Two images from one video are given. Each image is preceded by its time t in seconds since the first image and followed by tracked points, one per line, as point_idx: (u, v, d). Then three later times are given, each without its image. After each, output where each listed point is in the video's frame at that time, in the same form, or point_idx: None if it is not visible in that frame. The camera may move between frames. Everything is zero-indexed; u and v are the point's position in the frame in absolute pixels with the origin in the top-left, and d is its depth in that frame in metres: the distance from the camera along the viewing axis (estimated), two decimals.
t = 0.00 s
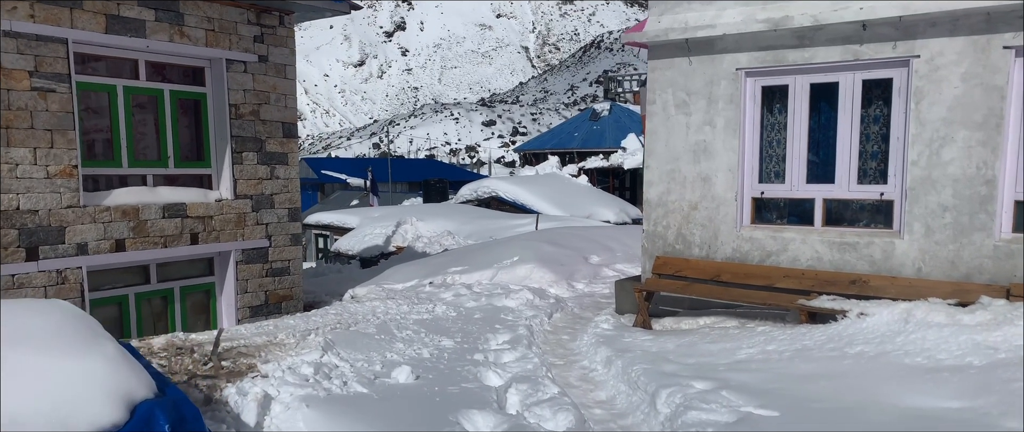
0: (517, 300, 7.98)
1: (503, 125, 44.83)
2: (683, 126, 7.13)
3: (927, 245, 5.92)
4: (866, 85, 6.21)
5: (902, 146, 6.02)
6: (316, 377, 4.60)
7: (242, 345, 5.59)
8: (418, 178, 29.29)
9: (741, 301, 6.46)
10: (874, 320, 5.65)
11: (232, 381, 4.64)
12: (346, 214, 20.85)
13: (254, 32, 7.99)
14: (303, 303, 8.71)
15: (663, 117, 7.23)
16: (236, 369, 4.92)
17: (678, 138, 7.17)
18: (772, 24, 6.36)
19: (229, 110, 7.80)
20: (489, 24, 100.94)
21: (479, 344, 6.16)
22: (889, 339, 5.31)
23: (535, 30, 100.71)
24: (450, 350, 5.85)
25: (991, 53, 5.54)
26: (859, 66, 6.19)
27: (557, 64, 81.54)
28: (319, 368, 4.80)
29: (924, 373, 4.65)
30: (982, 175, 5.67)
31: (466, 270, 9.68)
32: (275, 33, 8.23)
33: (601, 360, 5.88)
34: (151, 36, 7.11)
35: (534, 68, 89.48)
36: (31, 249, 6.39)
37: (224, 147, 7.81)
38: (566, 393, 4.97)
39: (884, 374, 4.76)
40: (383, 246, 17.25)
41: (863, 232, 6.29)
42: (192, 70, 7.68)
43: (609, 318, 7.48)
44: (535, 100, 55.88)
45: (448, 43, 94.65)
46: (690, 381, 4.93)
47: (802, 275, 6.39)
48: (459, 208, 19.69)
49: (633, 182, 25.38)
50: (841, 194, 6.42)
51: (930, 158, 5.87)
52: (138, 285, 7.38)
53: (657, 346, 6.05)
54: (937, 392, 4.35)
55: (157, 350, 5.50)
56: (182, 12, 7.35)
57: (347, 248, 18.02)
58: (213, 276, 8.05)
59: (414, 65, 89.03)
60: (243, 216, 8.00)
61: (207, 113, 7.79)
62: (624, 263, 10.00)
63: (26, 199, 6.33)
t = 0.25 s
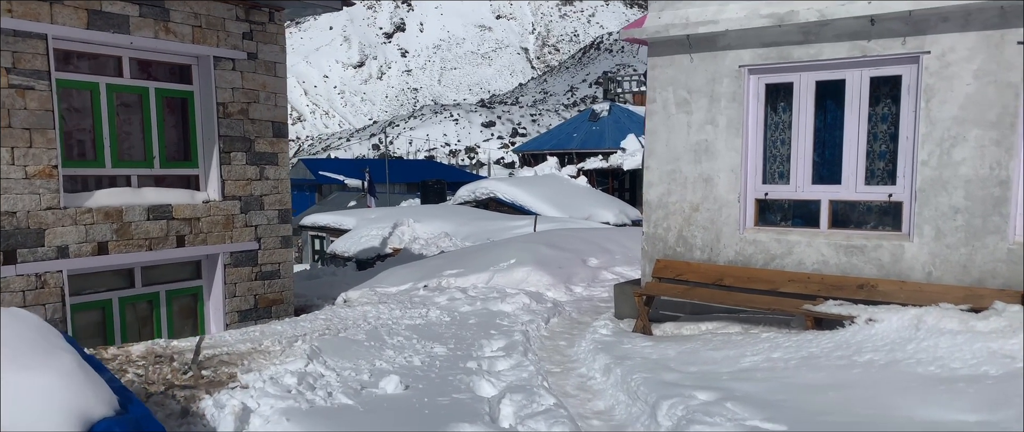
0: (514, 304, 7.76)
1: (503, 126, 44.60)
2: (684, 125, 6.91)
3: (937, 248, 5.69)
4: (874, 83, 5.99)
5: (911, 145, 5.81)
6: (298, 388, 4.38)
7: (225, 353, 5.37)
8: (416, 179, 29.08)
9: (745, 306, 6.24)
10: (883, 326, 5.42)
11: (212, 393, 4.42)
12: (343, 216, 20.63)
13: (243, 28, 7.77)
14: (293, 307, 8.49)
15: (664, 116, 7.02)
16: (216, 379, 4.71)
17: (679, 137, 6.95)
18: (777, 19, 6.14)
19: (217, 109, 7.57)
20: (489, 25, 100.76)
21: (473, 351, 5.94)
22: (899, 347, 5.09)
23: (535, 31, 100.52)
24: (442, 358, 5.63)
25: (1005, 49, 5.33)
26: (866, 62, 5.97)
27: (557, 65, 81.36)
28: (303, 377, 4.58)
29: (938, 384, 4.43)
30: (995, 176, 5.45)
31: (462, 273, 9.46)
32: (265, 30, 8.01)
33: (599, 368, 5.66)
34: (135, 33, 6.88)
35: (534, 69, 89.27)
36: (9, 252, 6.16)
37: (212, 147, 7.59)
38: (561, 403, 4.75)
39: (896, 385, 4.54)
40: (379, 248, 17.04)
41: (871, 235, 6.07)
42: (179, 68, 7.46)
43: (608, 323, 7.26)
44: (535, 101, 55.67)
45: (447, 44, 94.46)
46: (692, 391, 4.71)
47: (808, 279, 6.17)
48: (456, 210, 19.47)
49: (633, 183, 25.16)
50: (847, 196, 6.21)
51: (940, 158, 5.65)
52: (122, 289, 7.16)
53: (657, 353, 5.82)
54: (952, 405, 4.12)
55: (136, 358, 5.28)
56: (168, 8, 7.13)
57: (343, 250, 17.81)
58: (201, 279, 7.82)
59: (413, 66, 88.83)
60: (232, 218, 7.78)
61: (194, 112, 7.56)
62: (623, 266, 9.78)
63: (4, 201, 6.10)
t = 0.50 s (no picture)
0: (510, 310, 7.57)
1: (503, 127, 44.42)
2: (685, 126, 6.73)
3: (947, 254, 5.51)
4: (882, 83, 5.81)
5: (920, 147, 5.63)
6: (283, 401, 4.21)
7: (211, 362, 5.20)
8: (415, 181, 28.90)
9: (748, 313, 6.05)
10: (892, 335, 5.24)
11: (193, 406, 4.24)
12: (340, 218, 20.44)
13: (233, 28, 7.59)
14: (286, 312, 8.30)
15: (664, 117, 6.83)
16: (199, 391, 4.53)
17: (680, 139, 6.76)
18: (781, 17, 5.96)
19: (207, 110, 7.39)
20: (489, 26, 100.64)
21: (468, 360, 5.75)
22: (909, 356, 4.91)
23: (535, 32, 100.38)
24: (435, 367, 5.44)
25: (1017, 47, 5.15)
26: (873, 62, 5.80)
27: (557, 66, 81.20)
28: (289, 390, 4.40)
29: (952, 397, 4.24)
30: (1007, 178, 5.27)
31: (458, 277, 9.27)
32: (256, 29, 7.83)
33: (598, 377, 5.47)
34: (121, 32, 6.70)
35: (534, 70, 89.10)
36: None
37: (201, 149, 7.41)
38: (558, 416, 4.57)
39: (907, 397, 4.35)
40: (376, 251, 16.85)
41: (878, 240, 5.88)
42: (167, 68, 7.28)
43: (607, 330, 7.07)
44: (535, 102, 55.51)
45: (447, 45, 94.33)
46: (695, 403, 4.52)
47: (813, 285, 5.98)
48: (455, 212, 19.28)
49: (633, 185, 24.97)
50: (853, 199, 6.02)
51: (950, 161, 5.47)
52: (108, 295, 6.97)
53: (658, 362, 5.63)
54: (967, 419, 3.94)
55: (117, 369, 5.09)
56: (156, 6, 6.95)
57: (340, 252, 17.63)
58: (190, 284, 7.64)
59: (413, 67, 88.69)
60: (222, 222, 7.59)
61: (182, 113, 7.38)
62: (623, 270, 9.59)
63: None
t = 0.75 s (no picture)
0: (505, 315, 7.37)
1: (502, 128, 44.21)
2: (684, 126, 6.53)
3: (955, 258, 5.30)
4: (887, 81, 5.62)
5: (927, 147, 5.43)
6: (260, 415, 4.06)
7: (190, 372, 5.03)
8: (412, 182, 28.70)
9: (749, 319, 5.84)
10: (898, 342, 5.04)
11: (167, 418, 4.06)
12: (337, 219, 20.23)
13: (220, 25, 7.40)
14: (275, 317, 8.11)
15: (662, 116, 6.64)
16: (175, 402, 4.34)
17: (679, 139, 6.57)
18: (783, 13, 5.76)
19: (192, 110, 7.20)
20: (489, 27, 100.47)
21: (458, 368, 5.55)
22: (917, 365, 4.71)
23: (535, 33, 100.21)
24: (424, 375, 5.24)
25: None
26: (878, 59, 5.60)
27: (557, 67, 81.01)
28: (267, 402, 4.23)
29: (963, 409, 4.04)
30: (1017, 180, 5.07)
31: (453, 280, 9.08)
32: (244, 27, 7.64)
33: (593, 386, 5.26)
34: (103, 29, 6.50)
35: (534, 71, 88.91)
36: None
37: (187, 150, 7.21)
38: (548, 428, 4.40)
39: (916, 409, 4.15)
40: (372, 253, 16.65)
41: (884, 243, 5.68)
42: (152, 66, 7.08)
43: (604, 335, 6.87)
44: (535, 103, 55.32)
45: (447, 46, 94.16)
46: (694, 415, 4.32)
47: (816, 290, 5.78)
48: (452, 213, 19.07)
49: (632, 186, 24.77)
50: (858, 201, 5.83)
51: (959, 161, 5.27)
52: (90, 299, 6.78)
53: (656, 370, 5.43)
54: None
55: (93, 379, 4.88)
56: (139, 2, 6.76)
57: (336, 254, 17.43)
58: (176, 289, 7.44)
59: (412, 68, 88.50)
60: (208, 224, 7.39)
61: (168, 112, 7.18)
62: (621, 273, 9.39)
63: None
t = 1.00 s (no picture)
0: (497, 321, 7.18)
1: (501, 130, 44.04)
2: (680, 127, 6.36)
3: (961, 264, 5.12)
4: (889, 81, 5.44)
5: (931, 150, 5.25)
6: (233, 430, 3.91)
7: (165, 382, 4.90)
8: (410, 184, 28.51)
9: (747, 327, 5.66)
10: (902, 351, 4.86)
11: None
12: (332, 222, 20.05)
13: (205, 24, 7.22)
14: (262, 323, 7.94)
15: (658, 118, 6.46)
16: (146, 415, 4.21)
17: (675, 140, 6.39)
18: (782, 11, 5.59)
19: (177, 111, 7.03)
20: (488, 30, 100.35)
21: (446, 378, 5.36)
22: (922, 376, 4.54)
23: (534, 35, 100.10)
24: (410, 386, 5.05)
25: None
26: (879, 59, 5.43)
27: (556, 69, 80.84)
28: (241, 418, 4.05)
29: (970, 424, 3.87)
30: None
31: (445, 285, 8.90)
32: (230, 26, 7.47)
33: (586, 396, 5.08)
34: (82, 28, 6.33)
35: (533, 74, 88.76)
36: None
37: (171, 152, 7.03)
38: None
39: (921, 424, 3.97)
40: (367, 256, 16.45)
41: (886, 248, 5.50)
42: (135, 66, 6.88)
43: (598, 342, 6.68)
44: (534, 105, 55.16)
45: (446, 48, 94.05)
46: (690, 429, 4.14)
47: (816, 297, 5.60)
48: (449, 216, 18.87)
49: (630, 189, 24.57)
50: (859, 205, 5.65)
51: (964, 164, 5.09)
52: (71, 306, 6.60)
53: (651, 380, 5.24)
54: None
55: (65, 391, 4.70)
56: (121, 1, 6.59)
57: (330, 257, 17.26)
58: (160, 294, 7.26)
59: (412, 70, 88.35)
60: (193, 228, 7.21)
61: (152, 113, 6.98)
62: (617, 278, 9.20)
63: None
